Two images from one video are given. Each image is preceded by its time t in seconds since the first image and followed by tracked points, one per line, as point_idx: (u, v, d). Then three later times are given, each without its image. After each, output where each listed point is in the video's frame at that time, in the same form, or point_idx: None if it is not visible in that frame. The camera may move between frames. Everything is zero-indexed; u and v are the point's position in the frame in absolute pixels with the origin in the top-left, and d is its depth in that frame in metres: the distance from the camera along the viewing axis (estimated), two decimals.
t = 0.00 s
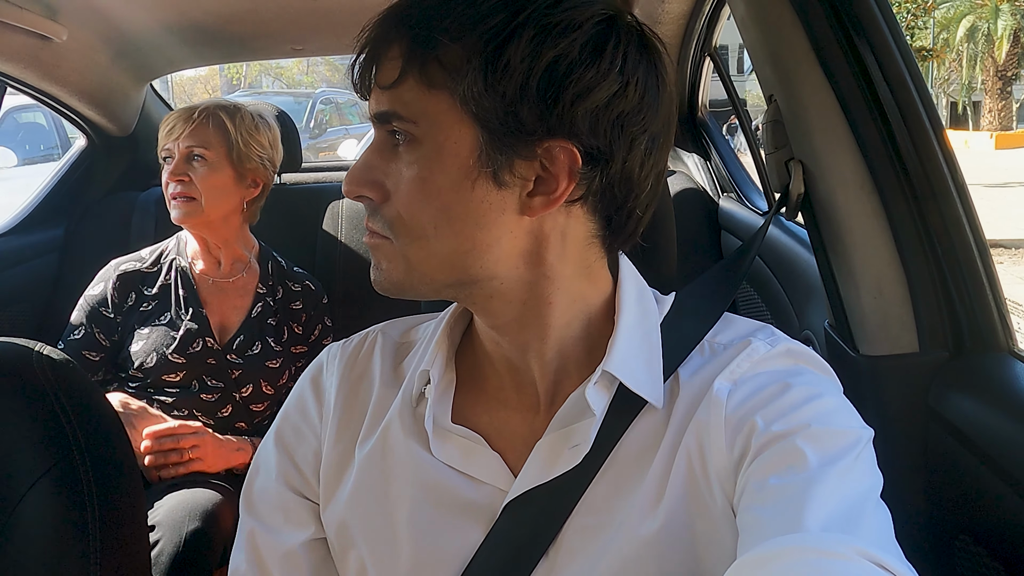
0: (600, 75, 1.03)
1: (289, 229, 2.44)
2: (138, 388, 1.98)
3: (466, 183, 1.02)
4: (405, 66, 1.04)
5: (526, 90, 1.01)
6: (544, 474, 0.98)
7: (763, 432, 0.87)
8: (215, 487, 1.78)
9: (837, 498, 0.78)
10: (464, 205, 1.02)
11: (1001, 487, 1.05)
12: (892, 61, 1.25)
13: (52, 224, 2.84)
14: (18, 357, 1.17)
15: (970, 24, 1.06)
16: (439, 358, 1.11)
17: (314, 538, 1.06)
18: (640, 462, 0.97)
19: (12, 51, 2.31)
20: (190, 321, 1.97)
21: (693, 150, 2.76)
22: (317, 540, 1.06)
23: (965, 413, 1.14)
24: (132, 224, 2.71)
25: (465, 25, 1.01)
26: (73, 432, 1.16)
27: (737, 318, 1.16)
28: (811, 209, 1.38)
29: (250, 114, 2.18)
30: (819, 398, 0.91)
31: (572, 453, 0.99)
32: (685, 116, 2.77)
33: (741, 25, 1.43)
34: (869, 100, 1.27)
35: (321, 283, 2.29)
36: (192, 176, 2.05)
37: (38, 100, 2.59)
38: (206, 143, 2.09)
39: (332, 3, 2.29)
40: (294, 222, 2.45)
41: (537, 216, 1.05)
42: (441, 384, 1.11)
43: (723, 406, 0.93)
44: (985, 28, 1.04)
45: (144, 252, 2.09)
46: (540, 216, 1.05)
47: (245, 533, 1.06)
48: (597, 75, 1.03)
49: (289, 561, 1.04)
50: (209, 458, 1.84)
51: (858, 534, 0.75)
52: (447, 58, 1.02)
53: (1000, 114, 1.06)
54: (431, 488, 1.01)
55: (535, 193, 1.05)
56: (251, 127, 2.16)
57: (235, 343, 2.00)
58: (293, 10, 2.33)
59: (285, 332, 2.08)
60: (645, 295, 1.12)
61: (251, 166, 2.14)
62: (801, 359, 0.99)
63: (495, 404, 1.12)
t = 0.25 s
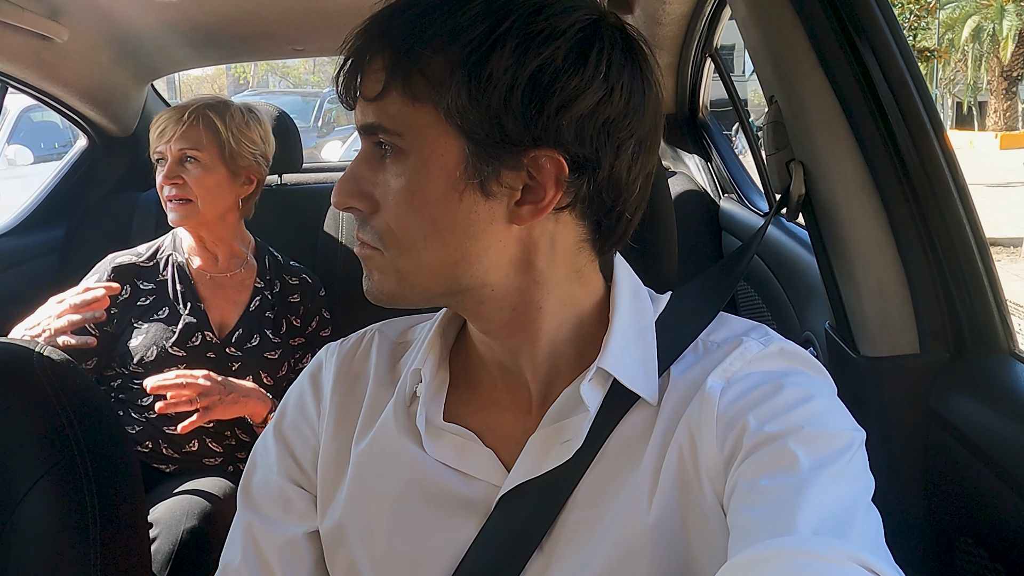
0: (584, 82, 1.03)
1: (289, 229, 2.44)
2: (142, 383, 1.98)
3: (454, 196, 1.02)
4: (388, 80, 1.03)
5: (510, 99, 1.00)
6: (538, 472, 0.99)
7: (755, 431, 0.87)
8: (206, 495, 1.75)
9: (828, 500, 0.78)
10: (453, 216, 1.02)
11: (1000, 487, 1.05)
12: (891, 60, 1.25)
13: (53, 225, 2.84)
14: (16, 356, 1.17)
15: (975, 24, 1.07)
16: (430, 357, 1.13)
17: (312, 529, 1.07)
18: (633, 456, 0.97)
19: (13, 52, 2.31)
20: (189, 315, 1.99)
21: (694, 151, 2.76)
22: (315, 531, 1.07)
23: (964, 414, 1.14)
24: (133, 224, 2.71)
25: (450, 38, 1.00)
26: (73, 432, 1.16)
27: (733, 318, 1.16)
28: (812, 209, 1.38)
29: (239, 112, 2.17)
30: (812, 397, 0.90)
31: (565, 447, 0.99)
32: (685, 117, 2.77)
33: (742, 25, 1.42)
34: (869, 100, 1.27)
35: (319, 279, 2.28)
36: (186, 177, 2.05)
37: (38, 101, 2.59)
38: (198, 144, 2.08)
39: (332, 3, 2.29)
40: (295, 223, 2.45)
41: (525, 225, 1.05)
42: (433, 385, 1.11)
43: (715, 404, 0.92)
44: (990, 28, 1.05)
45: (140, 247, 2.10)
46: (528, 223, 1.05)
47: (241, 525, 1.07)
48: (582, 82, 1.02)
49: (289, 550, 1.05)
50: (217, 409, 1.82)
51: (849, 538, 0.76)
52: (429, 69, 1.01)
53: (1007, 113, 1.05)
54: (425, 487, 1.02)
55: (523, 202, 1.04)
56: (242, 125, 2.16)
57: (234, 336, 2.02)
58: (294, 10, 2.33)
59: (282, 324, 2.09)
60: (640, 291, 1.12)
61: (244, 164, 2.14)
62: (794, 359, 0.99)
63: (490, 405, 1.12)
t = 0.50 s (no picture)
0: (585, 82, 1.02)
1: (290, 229, 2.44)
2: (138, 383, 1.99)
3: (458, 195, 1.02)
4: (392, 85, 1.03)
5: (512, 101, 1.00)
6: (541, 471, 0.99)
7: (754, 429, 0.87)
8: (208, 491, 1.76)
9: (826, 498, 0.78)
10: (456, 216, 1.02)
11: (1001, 487, 1.05)
12: (893, 60, 1.25)
13: (54, 225, 2.84)
14: (17, 354, 1.17)
15: (981, 24, 1.07)
16: (436, 351, 1.13)
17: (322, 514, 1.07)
18: (634, 452, 0.97)
19: (15, 52, 2.31)
20: (179, 312, 1.99)
21: (695, 151, 2.77)
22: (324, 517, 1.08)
23: (966, 414, 1.14)
24: (134, 223, 2.71)
25: (451, 40, 1.00)
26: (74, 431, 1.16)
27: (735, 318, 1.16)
28: (813, 210, 1.38)
29: (229, 107, 2.16)
30: (812, 397, 0.90)
31: (565, 444, 1.00)
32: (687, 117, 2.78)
33: (744, 25, 1.42)
34: (870, 100, 1.27)
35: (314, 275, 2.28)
36: (185, 176, 2.01)
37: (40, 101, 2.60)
38: (195, 142, 2.05)
39: (334, 3, 2.29)
40: (297, 223, 2.45)
41: (528, 224, 1.05)
42: (439, 380, 1.11)
43: (716, 404, 0.92)
44: (995, 28, 1.05)
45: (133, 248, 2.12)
46: (532, 223, 1.05)
47: (250, 506, 1.07)
48: (582, 83, 1.02)
49: (298, 532, 1.05)
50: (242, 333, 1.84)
51: (847, 536, 0.75)
52: (432, 72, 1.01)
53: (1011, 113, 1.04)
54: (428, 482, 1.02)
55: (526, 201, 1.04)
56: (234, 120, 2.14)
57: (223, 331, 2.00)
58: (295, 10, 2.33)
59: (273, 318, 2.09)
60: (642, 293, 1.12)
61: (238, 158, 2.12)
62: (794, 359, 0.99)
63: (493, 405, 1.12)
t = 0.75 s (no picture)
0: (590, 83, 1.02)
1: (291, 228, 2.44)
2: (134, 385, 2.00)
3: (462, 194, 1.02)
4: (397, 87, 1.03)
5: (517, 103, 1.00)
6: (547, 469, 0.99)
7: (759, 430, 0.87)
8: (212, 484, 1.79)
9: (830, 501, 0.78)
10: (462, 217, 1.02)
11: (1003, 487, 1.05)
12: (895, 60, 1.25)
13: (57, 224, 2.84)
14: (19, 356, 1.17)
15: (985, 24, 1.07)
16: (443, 349, 1.13)
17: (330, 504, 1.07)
18: (640, 450, 0.97)
19: (17, 52, 2.32)
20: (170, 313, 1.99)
21: (697, 150, 2.77)
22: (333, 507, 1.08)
23: (967, 415, 1.14)
24: (135, 222, 2.71)
25: (457, 42, 1.00)
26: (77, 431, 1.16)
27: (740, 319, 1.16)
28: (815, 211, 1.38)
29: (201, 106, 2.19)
30: (817, 398, 0.90)
31: (570, 444, 0.99)
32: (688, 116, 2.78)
33: (745, 25, 1.42)
34: (873, 101, 1.27)
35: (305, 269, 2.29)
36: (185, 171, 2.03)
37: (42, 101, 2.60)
38: (186, 136, 2.08)
39: (336, 3, 2.30)
40: (298, 222, 2.45)
41: (534, 224, 1.05)
42: (446, 379, 1.12)
43: (721, 405, 0.92)
44: (999, 28, 1.04)
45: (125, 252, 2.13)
46: (537, 223, 1.05)
47: (258, 494, 1.07)
48: (587, 84, 1.02)
49: (306, 518, 1.05)
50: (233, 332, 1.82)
51: (850, 539, 0.76)
52: (437, 74, 1.01)
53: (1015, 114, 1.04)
54: (433, 477, 1.03)
55: (532, 203, 1.04)
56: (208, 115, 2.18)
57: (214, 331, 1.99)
58: (297, 10, 2.33)
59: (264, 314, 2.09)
60: (647, 296, 1.12)
61: (221, 151, 2.16)
62: (800, 360, 0.99)
63: (497, 406, 1.12)
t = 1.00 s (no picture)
0: (594, 84, 1.02)
1: (293, 228, 2.44)
2: (134, 386, 2.00)
3: (463, 198, 1.02)
4: (396, 90, 1.02)
5: (520, 104, 1.00)
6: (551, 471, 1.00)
7: (763, 435, 0.87)
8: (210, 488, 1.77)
9: (835, 507, 0.78)
10: (464, 222, 1.02)
11: (1004, 487, 1.06)
12: (896, 59, 1.25)
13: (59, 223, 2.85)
14: (21, 356, 1.17)
15: (987, 24, 1.07)
16: (444, 351, 1.13)
17: (326, 508, 1.08)
18: (644, 457, 0.98)
19: (18, 51, 2.32)
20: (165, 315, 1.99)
21: (698, 150, 2.77)
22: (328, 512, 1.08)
23: (969, 415, 1.14)
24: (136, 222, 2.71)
25: (458, 43, 1.00)
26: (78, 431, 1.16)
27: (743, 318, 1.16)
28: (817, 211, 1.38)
29: (182, 105, 2.16)
30: (821, 401, 0.90)
31: (576, 447, 0.99)
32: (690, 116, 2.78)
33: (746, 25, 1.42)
34: (875, 100, 1.27)
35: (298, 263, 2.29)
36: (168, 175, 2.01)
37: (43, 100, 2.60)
38: (170, 140, 2.05)
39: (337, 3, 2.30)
40: (299, 222, 2.45)
41: (537, 228, 1.05)
42: (447, 382, 1.11)
43: (724, 409, 0.92)
44: (1001, 28, 1.04)
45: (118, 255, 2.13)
46: (539, 227, 1.05)
47: (252, 493, 1.06)
48: (591, 85, 1.02)
49: (302, 522, 1.05)
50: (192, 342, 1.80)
51: (855, 545, 0.76)
52: (437, 76, 1.01)
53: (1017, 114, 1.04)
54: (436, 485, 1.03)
55: (534, 206, 1.05)
56: (190, 114, 2.15)
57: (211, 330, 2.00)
58: (298, 10, 2.34)
59: (260, 311, 2.10)
60: (652, 295, 1.12)
61: (204, 150, 2.14)
62: (804, 361, 0.99)
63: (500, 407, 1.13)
